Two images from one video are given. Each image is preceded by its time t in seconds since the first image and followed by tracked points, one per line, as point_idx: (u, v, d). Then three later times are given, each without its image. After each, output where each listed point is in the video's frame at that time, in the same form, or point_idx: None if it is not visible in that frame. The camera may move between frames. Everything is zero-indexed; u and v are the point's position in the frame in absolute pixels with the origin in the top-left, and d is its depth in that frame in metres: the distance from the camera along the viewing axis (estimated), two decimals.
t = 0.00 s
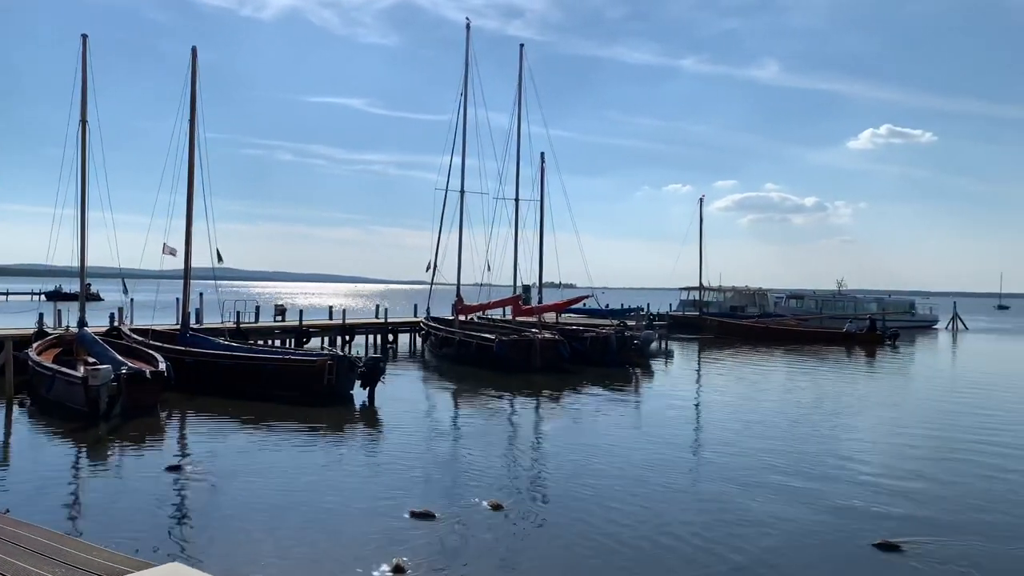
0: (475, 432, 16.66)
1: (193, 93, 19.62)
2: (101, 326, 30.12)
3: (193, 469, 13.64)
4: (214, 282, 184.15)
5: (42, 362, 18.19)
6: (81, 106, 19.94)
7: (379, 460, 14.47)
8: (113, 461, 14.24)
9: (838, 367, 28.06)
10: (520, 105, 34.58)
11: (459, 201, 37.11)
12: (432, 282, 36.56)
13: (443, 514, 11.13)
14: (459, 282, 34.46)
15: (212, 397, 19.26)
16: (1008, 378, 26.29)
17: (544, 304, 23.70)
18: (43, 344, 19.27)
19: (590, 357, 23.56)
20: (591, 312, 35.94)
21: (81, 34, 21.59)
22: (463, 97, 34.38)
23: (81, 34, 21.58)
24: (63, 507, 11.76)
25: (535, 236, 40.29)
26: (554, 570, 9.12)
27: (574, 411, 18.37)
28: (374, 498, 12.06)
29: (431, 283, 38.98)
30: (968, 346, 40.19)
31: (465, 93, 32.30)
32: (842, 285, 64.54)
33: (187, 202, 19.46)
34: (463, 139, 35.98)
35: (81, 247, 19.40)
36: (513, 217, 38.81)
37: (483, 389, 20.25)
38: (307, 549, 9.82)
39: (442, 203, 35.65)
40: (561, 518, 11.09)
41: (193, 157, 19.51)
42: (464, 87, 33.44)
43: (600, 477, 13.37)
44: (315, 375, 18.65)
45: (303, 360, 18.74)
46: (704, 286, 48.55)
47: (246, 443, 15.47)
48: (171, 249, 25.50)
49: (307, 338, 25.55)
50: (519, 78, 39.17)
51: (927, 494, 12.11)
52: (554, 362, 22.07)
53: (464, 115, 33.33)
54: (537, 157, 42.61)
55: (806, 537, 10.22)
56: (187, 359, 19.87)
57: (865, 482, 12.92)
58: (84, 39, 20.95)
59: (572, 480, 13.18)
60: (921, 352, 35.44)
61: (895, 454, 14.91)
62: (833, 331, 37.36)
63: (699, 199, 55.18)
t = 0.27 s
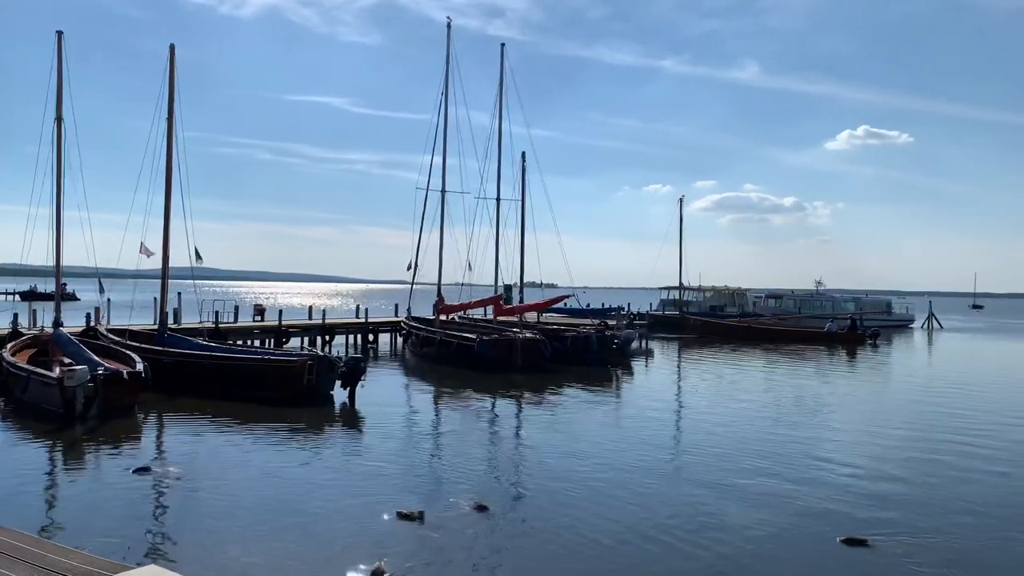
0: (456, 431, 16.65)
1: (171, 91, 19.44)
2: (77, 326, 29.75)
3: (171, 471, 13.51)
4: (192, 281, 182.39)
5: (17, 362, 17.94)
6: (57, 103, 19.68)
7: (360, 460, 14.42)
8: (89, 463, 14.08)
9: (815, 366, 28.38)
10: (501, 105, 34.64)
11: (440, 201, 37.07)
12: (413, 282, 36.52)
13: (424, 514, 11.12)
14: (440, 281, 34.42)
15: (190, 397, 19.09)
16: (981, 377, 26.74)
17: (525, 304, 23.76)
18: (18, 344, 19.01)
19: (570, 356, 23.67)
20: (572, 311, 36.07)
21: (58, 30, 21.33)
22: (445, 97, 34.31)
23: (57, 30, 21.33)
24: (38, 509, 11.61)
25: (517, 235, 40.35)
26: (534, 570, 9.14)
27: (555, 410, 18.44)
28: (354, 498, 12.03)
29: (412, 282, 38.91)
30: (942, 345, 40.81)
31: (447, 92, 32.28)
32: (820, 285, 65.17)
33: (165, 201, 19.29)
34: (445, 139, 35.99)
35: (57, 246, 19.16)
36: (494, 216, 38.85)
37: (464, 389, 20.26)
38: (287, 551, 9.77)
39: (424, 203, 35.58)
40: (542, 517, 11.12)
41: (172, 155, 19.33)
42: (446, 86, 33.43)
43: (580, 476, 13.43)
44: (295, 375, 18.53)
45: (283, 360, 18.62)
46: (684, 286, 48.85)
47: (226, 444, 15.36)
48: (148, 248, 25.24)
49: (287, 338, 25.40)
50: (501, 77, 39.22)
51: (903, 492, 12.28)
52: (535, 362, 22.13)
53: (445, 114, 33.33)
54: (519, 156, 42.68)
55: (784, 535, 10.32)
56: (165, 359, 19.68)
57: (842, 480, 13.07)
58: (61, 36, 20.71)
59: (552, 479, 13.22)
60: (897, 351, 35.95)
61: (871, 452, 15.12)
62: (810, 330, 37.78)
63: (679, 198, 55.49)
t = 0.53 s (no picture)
0: (437, 431, 16.63)
1: (150, 89, 19.27)
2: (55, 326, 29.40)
3: (149, 472, 13.39)
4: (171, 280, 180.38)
5: None
6: (33, 100, 19.41)
7: (341, 460, 14.37)
8: (66, 464, 13.92)
9: (794, 365, 28.67)
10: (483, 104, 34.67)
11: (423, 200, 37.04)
12: (395, 281, 36.44)
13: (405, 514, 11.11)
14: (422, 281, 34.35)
15: (169, 398, 18.93)
16: (956, 375, 27.15)
17: (507, 303, 23.80)
18: None
19: (552, 356, 23.75)
20: (554, 311, 36.17)
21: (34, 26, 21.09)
22: (426, 96, 34.24)
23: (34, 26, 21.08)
24: (14, 511, 11.47)
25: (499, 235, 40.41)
26: (515, 569, 9.14)
27: (536, 409, 18.49)
28: (335, 499, 11.99)
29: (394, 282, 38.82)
30: (919, 344, 41.39)
31: (429, 92, 32.25)
32: (799, 284, 65.76)
33: (143, 200, 19.11)
34: (427, 139, 35.96)
35: (33, 245, 18.93)
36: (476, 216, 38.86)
37: (446, 388, 20.25)
38: (266, 551, 9.72)
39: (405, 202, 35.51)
40: (523, 516, 11.15)
41: (150, 153, 19.16)
42: (428, 86, 33.41)
43: (561, 475, 13.48)
44: (275, 376, 18.42)
45: (263, 360, 18.50)
46: (665, 285, 49.12)
47: (205, 445, 15.24)
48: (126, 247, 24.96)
49: (267, 338, 25.26)
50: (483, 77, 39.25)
51: (881, 489, 12.43)
52: (517, 361, 22.18)
53: (427, 114, 33.30)
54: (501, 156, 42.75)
55: (763, 531, 10.41)
56: (144, 359, 19.50)
57: (821, 478, 13.20)
58: (37, 32, 20.47)
59: (534, 478, 13.26)
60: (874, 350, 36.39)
61: (848, 450, 15.29)
62: (790, 329, 38.10)
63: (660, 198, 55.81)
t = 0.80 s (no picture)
0: (420, 431, 16.62)
1: (129, 87, 19.08)
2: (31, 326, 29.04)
3: (128, 474, 13.28)
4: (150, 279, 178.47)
5: None
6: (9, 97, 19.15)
7: (323, 461, 14.32)
8: (43, 466, 13.76)
9: (774, 364, 28.92)
10: (465, 104, 34.67)
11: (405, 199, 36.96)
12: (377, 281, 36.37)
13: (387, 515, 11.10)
14: (404, 281, 34.28)
15: (148, 399, 18.76)
16: (932, 374, 27.59)
17: (489, 303, 23.82)
18: None
19: (534, 355, 23.81)
20: (536, 310, 36.24)
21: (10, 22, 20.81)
22: (408, 96, 34.15)
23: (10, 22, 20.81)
24: None
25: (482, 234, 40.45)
26: (497, 569, 9.19)
27: (519, 409, 18.53)
28: (317, 500, 11.94)
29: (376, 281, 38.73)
30: (896, 343, 41.95)
31: (411, 91, 32.19)
32: (781, 284, 66.25)
33: (122, 198, 18.92)
34: (409, 138, 35.89)
35: (10, 244, 18.68)
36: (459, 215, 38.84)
37: (428, 389, 20.23)
38: (247, 553, 9.68)
39: (388, 202, 35.41)
40: (505, 516, 11.18)
41: (130, 151, 18.97)
42: (410, 85, 33.36)
43: (543, 475, 13.53)
44: (256, 376, 18.31)
45: (244, 361, 18.39)
46: (647, 285, 49.37)
47: (185, 446, 15.13)
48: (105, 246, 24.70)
49: (248, 338, 25.11)
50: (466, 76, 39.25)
51: (857, 487, 12.62)
52: (500, 361, 22.21)
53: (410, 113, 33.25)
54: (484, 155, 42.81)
55: (742, 529, 10.54)
56: (123, 360, 19.31)
57: (800, 476, 13.34)
58: (13, 28, 20.19)
59: (515, 478, 13.30)
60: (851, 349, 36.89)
61: (826, 448, 15.47)
62: (777, 330, 38.17)
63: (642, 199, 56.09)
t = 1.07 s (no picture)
0: (402, 432, 16.56)
1: (107, 83, 18.88)
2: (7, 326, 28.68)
3: (108, 475, 13.15)
4: (129, 279, 176.57)
5: None
6: None
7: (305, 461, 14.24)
8: (20, 468, 13.60)
9: (755, 363, 29.15)
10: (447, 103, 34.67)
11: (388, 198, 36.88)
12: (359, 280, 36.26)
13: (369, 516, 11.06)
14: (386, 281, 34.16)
15: (128, 399, 18.59)
16: (911, 372, 27.91)
17: (472, 302, 23.81)
18: None
19: (517, 355, 23.85)
20: (519, 310, 36.30)
21: None
22: (391, 95, 34.01)
23: None
24: None
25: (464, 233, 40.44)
26: (479, 569, 9.19)
27: (501, 408, 18.56)
28: (298, 501, 11.88)
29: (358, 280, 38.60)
30: (875, 342, 42.42)
31: (393, 89, 32.14)
32: (762, 283, 66.71)
33: (101, 196, 18.71)
34: (392, 137, 35.82)
35: None
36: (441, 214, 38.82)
37: (411, 388, 20.19)
38: (227, 555, 9.61)
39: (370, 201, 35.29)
40: (487, 516, 11.19)
41: (108, 148, 18.77)
42: (393, 84, 33.30)
43: (525, 474, 13.55)
44: (238, 376, 18.17)
45: (225, 361, 18.25)
46: (630, 285, 49.58)
47: (165, 447, 14.99)
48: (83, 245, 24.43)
49: (229, 338, 24.95)
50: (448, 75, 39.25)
51: (837, 485, 12.75)
52: (482, 361, 22.20)
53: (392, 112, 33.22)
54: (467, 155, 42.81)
55: (723, 527, 10.62)
56: (101, 360, 19.12)
57: (778, 475, 13.45)
58: None
59: (497, 478, 13.31)
60: (833, 348, 37.16)
61: (806, 447, 15.60)
62: (756, 331, 38.54)
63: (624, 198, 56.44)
